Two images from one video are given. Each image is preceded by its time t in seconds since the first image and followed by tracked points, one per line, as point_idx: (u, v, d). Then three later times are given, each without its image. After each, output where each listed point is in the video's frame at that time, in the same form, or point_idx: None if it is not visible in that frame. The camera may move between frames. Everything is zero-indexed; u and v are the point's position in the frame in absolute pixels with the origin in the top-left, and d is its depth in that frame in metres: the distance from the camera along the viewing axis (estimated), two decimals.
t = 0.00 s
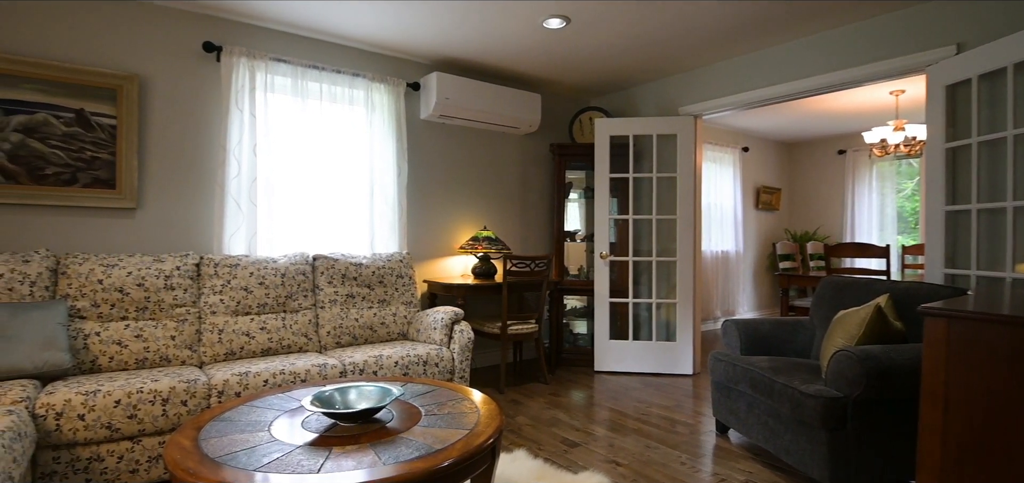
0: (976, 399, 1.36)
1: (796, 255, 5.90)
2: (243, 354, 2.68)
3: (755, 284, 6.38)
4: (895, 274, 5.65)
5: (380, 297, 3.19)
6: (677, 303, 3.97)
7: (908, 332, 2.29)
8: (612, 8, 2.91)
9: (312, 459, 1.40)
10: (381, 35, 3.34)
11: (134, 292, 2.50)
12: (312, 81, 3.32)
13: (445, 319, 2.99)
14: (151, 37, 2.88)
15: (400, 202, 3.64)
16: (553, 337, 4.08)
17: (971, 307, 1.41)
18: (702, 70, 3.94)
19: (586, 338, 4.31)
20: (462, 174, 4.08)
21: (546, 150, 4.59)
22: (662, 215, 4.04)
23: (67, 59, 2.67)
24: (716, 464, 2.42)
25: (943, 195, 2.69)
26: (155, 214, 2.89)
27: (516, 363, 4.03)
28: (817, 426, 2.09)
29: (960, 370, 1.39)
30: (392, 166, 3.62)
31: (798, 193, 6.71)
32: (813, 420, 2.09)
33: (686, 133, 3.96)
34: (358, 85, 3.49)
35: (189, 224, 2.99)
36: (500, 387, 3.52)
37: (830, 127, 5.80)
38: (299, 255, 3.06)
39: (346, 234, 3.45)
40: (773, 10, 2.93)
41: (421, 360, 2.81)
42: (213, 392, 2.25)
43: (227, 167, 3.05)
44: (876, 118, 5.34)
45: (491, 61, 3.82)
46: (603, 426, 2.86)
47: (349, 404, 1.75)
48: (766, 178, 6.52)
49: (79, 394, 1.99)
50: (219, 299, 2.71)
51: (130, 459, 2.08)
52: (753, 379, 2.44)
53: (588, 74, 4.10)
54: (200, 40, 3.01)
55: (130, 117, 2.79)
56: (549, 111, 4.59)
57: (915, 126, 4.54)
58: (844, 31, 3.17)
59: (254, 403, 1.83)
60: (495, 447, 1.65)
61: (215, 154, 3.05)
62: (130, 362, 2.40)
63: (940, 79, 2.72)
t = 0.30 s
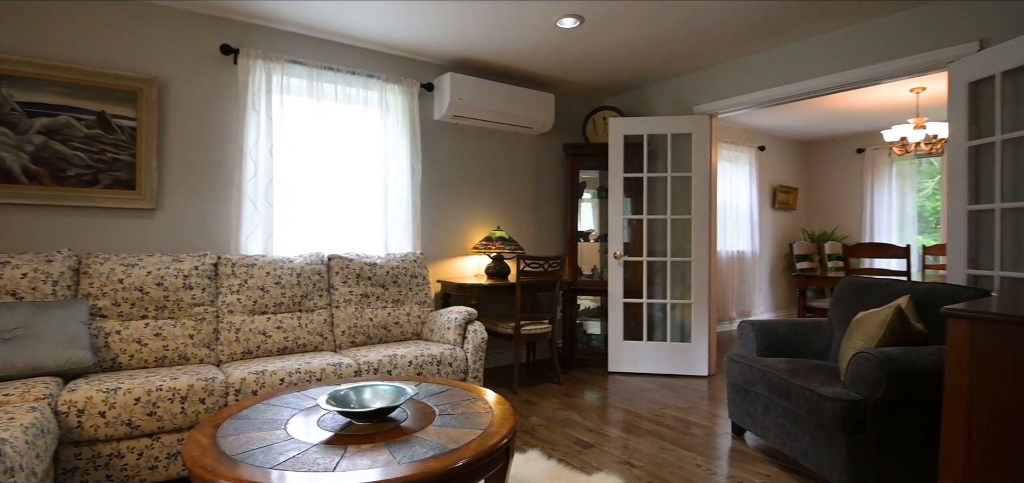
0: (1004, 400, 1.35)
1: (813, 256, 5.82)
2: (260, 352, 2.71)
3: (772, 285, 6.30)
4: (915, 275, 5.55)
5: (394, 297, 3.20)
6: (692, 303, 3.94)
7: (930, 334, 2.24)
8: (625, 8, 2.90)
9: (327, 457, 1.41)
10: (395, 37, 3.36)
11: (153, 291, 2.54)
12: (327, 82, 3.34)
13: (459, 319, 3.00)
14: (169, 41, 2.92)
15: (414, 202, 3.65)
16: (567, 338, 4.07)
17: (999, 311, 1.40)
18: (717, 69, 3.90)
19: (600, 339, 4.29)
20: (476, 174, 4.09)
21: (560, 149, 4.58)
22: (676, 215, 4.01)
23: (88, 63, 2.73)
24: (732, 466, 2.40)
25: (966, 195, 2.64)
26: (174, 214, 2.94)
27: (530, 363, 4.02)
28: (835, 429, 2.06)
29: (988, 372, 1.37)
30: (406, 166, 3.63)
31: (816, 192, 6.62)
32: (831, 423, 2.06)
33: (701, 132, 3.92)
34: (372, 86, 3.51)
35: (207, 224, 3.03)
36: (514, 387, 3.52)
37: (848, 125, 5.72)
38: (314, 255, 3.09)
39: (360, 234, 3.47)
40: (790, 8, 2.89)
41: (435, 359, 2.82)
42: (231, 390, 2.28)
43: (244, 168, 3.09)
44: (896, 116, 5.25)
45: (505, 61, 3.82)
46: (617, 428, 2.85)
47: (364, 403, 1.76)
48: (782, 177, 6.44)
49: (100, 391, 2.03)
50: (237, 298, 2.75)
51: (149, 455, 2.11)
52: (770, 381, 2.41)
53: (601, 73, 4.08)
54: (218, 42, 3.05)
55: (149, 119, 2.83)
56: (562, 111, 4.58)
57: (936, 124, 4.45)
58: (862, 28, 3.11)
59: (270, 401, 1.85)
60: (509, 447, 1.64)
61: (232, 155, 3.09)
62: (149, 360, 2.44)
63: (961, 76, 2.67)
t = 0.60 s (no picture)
0: None
1: (832, 256, 5.73)
2: (277, 351, 2.74)
3: (789, 286, 6.22)
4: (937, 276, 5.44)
5: (409, 296, 3.22)
6: (708, 304, 3.90)
7: (954, 336, 2.19)
8: (641, 7, 2.88)
9: (343, 456, 1.42)
10: (410, 38, 3.37)
11: (173, 290, 2.58)
12: (343, 84, 3.37)
13: (473, 319, 3.00)
14: (188, 43, 2.97)
15: (428, 202, 3.67)
16: (581, 338, 4.06)
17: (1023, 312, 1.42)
18: (733, 67, 3.86)
19: (614, 339, 4.27)
20: (490, 174, 4.09)
21: (574, 149, 4.57)
22: (692, 215, 3.97)
23: (109, 66, 2.78)
24: (748, 469, 2.37)
25: (991, 194, 2.57)
26: (192, 215, 2.98)
27: (544, 364, 4.02)
28: (855, 432, 2.03)
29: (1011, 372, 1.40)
30: (420, 166, 3.65)
31: (834, 192, 6.53)
32: (851, 426, 2.03)
33: (717, 131, 3.89)
34: (387, 87, 3.53)
35: (225, 225, 3.07)
36: (528, 387, 3.51)
37: (868, 124, 5.62)
38: (330, 255, 3.12)
39: (375, 234, 3.49)
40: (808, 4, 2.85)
41: (450, 359, 2.82)
42: (248, 388, 2.31)
43: (261, 169, 3.12)
44: (917, 114, 5.15)
45: (519, 61, 3.82)
46: (631, 429, 2.83)
47: (379, 402, 1.77)
48: (800, 177, 6.36)
49: (121, 388, 2.07)
50: (254, 297, 2.78)
51: (169, 452, 2.15)
52: (788, 384, 2.38)
53: (616, 73, 4.06)
54: (236, 45, 3.09)
55: (169, 121, 2.88)
56: (576, 110, 4.56)
57: (958, 122, 4.36)
58: (883, 24, 3.06)
59: (287, 399, 1.86)
60: (524, 447, 1.64)
61: (249, 156, 3.13)
62: (169, 358, 2.48)
63: (986, 72, 2.61)
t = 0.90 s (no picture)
0: None
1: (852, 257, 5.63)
2: (294, 350, 2.76)
3: (807, 287, 6.13)
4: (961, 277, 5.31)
5: (424, 296, 3.23)
6: (725, 305, 3.86)
7: (978, 338, 2.14)
8: (656, 5, 2.86)
9: (360, 454, 1.43)
10: (425, 39, 3.39)
11: (192, 290, 2.62)
12: (359, 85, 3.40)
13: (487, 319, 3.01)
14: (207, 46, 3.01)
15: (443, 202, 3.68)
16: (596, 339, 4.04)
17: None
18: (750, 65, 3.81)
19: (629, 340, 4.25)
20: (504, 174, 4.09)
21: (588, 149, 4.55)
22: (708, 215, 3.93)
23: (131, 69, 2.83)
24: (766, 472, 2.34)
25: (1018, 192, 2.51)
26: (211, 215, 3.02)
27: (558, 364, 4.01)
28: (876, 436, 1.99)
29: None
30: (435, 166, 3.66)
31: (854, 191, 6.42)
32: (872, 430, 1.99)
33: (733, 130, 3.84)
34: (402, 87, 3.54)
35: (243, 225, 3.11)
36: (542, 388, 3.51)
37: (889, 122, 5.52)
38: (345, 254, 3.14)
39: (390, 234, 3.51)
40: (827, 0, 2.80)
41: (464, 359, 2.83)
42: (266, 386, 2.33)
43: (279, 170, 3.16)
44: (940, 111, 5.04)
45: (533, 61, 3.81)
46: (647, 430, 2.81)
47: (394, 402, 1.78)
48: (819, 176, 6.26)
49: (142, 386, 2.11)
50: (272, 297, 2.81)
51: (188, 449, 2.18)
52: (807, 386, 2.34)
53: (631, 72, 4.03)
54: (254, 48, 3.13)
55: (188, 123, 2.92)
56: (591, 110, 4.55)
57: (983, 120, 4.26)
58: (905, 19, 2.99)
59: (304, 398, 1.88)
60: (539, 448, 1.63)
61: (267, 157, 3.16)
62: (189, 356, 2.51)
63: (1012, 68, 2.54)
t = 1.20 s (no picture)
0: None
1: (873, 257, 5.53)
2: (311, 349, 2.79)
3: (827, 287, 6.03)
4: (987, 278, 5.19)
5: (439, 296, 3.24)
6: (742, 306, 3.82)
7: (1005, 341, 2.09)
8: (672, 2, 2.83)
9: (376, 453, 1.44)
10: (440, 39, 3.40)
11: (212, 289, 2.66)
12: (374, 86, 3.42)
13: (502, 319, 3.01)
14: (226, 49, 3.06)
15: (458, 202, 3.69)
16: (611, 339, 4.02)
17: None
18: (768, 62, 3.76)
19: (644, 341, 4.23)
20: (519, 174, 4.09)
21: (603, 149, 4.53)
22: (725, 214, 3.89)
23: (152, 72, 2.88)
24: (785, 476, 2.30)
25: None
26: (230, 215, 3.07)
27: (573, 365, 4.00)
28: (899, 439, 1.95)
29: None
30: (450, 167, 3.67)
31: (875, 190, 6.30)
32: (895, 434, 1.95)
33: (751, 129, 3.79)
34: (417, 88, 3.56)
35: (261, 225, 3.15)
36: (557, 388, 3.50)
37: (911, 119, 5.41)
38: (361, 254, 3.16)
39: (405, 234, 3.53)
40: None
41: (479, 359, 2.83)
42: (283, 384, 2.36)
43: (296, 170, 3.19)
44: (964, 108, 4.93)
45: (548, 60, 3.80)
46: (663, 432, 2.79)
47: (410, 401, 1.78)
48: (839, 175, 6.16)
49: (163, 383, 2.14)
50: (289, 296, 2.84)
51: (208, 446, 2.21)
52: (828, 388, 2.30)
53: (646, 70, 4.00)
54: (271, 50, 3.17)
55: (208, 125, 2.97)
56: (606, 109, 4.52)
57: (1010, 117, 4.15)
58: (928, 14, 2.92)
59: (321, 396, 1.90)
60: (554, 449, 1.63)
61: (284, 158, 3.20)
62: (208, 354, 2.55)
63: None
